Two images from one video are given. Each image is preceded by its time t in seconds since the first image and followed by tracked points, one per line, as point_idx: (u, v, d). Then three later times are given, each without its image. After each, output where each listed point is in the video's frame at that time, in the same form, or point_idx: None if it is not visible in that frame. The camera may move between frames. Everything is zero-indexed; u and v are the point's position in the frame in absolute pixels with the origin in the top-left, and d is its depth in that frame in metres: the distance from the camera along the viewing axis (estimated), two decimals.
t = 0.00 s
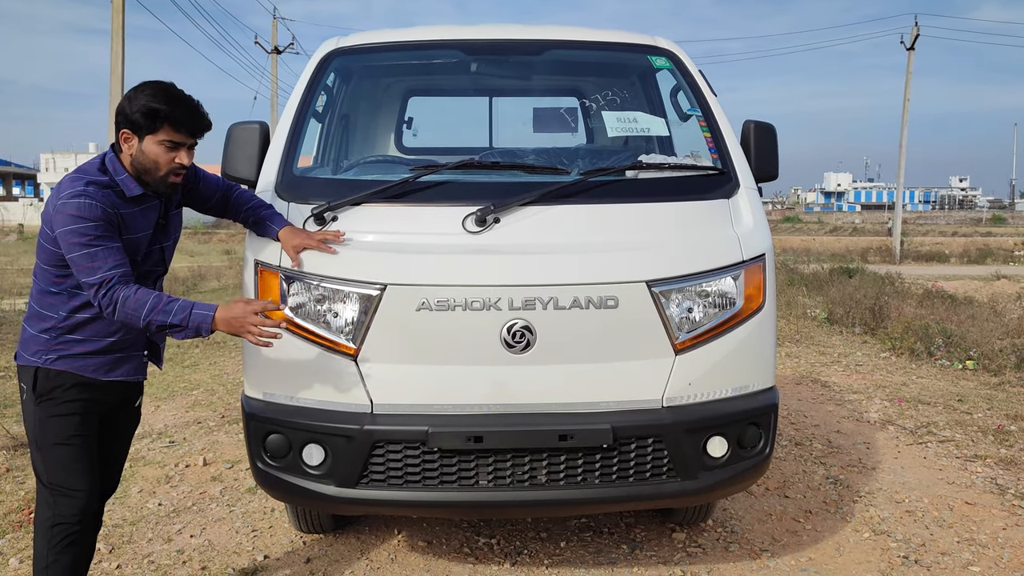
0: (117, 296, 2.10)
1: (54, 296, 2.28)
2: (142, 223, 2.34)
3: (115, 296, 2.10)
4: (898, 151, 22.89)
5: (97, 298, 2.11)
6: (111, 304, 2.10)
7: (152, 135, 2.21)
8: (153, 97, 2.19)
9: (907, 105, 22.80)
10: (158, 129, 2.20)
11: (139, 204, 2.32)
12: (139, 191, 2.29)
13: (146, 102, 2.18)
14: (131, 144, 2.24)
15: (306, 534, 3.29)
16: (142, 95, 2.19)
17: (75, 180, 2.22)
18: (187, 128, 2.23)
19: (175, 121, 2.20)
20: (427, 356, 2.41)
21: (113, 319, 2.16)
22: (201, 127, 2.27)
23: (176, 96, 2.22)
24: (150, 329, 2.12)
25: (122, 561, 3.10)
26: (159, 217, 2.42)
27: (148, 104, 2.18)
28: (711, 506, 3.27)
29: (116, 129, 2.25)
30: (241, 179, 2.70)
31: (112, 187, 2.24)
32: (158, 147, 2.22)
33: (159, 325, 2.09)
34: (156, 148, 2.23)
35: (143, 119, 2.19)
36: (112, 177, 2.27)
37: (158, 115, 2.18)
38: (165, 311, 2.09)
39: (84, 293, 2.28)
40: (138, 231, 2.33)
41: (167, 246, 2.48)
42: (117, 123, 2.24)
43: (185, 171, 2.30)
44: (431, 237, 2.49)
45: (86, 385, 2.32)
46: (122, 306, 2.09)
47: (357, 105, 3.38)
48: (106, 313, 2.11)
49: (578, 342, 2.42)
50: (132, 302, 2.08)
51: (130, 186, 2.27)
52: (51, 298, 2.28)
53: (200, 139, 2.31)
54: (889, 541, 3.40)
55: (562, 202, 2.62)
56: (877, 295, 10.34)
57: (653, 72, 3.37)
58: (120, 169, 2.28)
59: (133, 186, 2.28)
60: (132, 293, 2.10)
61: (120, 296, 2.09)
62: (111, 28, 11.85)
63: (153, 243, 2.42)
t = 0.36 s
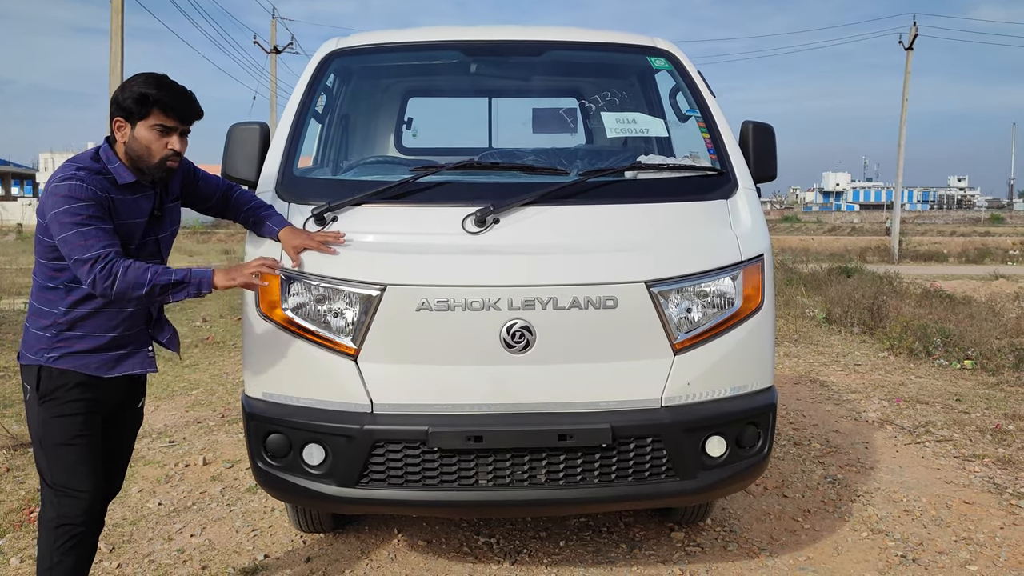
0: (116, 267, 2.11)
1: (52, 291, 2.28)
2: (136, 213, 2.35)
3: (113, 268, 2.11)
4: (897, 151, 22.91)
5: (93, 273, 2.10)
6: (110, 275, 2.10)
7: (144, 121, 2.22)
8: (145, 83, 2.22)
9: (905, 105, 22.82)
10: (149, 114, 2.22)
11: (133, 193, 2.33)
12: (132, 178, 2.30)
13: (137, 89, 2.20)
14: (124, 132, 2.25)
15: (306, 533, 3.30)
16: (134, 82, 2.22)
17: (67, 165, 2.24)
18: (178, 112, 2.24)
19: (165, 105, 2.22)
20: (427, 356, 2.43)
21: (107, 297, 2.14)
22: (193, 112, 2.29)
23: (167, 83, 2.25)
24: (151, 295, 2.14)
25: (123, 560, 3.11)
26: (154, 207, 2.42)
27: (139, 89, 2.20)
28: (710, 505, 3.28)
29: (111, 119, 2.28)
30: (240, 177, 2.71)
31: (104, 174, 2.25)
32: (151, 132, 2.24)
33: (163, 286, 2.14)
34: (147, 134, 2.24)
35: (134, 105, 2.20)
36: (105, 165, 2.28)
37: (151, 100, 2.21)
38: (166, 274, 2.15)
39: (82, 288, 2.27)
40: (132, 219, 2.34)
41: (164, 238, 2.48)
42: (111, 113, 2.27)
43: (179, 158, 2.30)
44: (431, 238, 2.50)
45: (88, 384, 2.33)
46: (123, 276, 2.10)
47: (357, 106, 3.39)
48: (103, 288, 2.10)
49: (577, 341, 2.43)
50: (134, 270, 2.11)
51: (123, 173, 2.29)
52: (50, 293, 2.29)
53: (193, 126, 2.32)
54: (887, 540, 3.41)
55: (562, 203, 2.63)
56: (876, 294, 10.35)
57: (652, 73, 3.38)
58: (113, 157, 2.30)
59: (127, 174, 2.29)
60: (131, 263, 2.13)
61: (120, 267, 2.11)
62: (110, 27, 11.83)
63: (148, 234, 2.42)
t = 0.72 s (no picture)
0: (123, 248, 2.13)
1: (54, 287, 2.29)
2: (136, 210, 2.35)
3: (120, 248, 2.13)
4: (895, 151, 22.93)
5: (99, 254, 2.11)
6: (116, 254, 2.12)
7: (147, 117, 2.23)
8: (150, 80, 2.23)
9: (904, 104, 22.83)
10: (152, 110, 2.22)
11: (133, 189, 2.33)
12: (132, 176, 2.31)
13: (141, 85, 2.22)
14: (127, 128, 2.26)
15: (305, 532, 3.31)
16: (139, 79, 2.24)
17: (69, 158, 2.25)
18: (182, 109, 2.25)
19: (169, 101, 2.23)
20: (425, 356, 2.43)
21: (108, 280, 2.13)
22: (196, 111, 2.30)
23: (172, 81, 2.27)
24: (156, 278, 2.16)
25: (122, 560, 3.11)
26: (155, 204, 2.42)
27: (144, 86, 2.21)
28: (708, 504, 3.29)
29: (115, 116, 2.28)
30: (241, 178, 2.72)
31: (105, 169, 2.26)
32: (154, 128, 2.24)
33: (170, 269, 2.17)
34: (150, 130, 2.24)
35: (138, 100, 2.21)
36: (106, 160, 2.29)
37: (155, 97, 2.22)
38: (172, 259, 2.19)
39: (84, 285, 2.28)
40: (130, 215, 2.34)
41: (164, 236, 2.48)
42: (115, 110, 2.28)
43: (180, 155, 2.30)
44: (430, 238, 2.51)
45: (90, 383, 2.33)
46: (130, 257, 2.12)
47: (356, 105, 3.39)
48: (108, 269, 2.11)
49: (576, 340, 2.44)
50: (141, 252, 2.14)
51: (123, 170, 2.29)
52: (51, 290, 2.29)
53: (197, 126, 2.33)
54: (885, 539, 3.43)
55: (560, 203, 2.64)
56: (874, 294, 10.36)
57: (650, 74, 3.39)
58: (115, 154, 2.31)
59: (127, 171, 2.30)
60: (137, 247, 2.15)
61: (128, 247, 2.14)
62: (109, 26, 11.82)
63: (150, 231, 2.42)
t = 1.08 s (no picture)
0: (69, 227, 2.08)
1: (59, 286, 2.28)
2: (134, 208, 2.34)
3: (66, 228, 2.08)
4: (893, 151, 22.96)
5: (50, 234, 2.09)
6: (61, 233, 2.08)
7: (145, 115, 2.24)
8: (146, 78, 2.24)
9: (901, 104, 22.86)
10: (149, 108, 2.23)
11: (131, 188, 2.33)
12: (129, 174, 2.31)
13: (138, 83, 2.22)
14: (126, 127, 2.26)
15: (304, 532, 3.31)
16: (136, 77, 2.24)
17: (64, 156, 2.28)
18: (180, 106, 2.26)
19: (165, 98, 2.23)
20: (424, 356, 2.44)
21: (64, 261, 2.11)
22: (194, 108, 2.30)
23: (168, 78, 2.27)
24: (95, 255, 2.06)
25: (121, 559, 3.11)
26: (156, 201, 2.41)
27: (141, 84, 2.22)
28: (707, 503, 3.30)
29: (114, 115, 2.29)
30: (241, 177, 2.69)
31: (99, 168, 2.27)
32: (152, 126, 2.25)
33: (108, 245, 2.06)
34: (148, 128, 2.25)
35: (136, 99, 2.22)
36: (103, 160, 2.29)
37: (152, 95, 2.22)
38: (118, 238, 2.07)
39: (87, 284, 2.28)
40: (127, 212, 2.33)
41: (167, 233, 2.47)
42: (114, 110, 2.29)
43: (179, 153, 2.30)
44: (429, 237, 2.51)
45: (95, 383, 2.34)
46: (73, 237, 2.07)
47: (355, 106, 3.40)
48: (56, 249, 2.08)
49: (575, 340, 2.44)
50: (86, 232, 2.07)
51: (119, 169, 2.29)
52: (55, 289, 2.28)
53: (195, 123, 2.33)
54: (883, 538, 3.44)
55: (560, 203, 2.64)
56: (873, 294, 10.38)
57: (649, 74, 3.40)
58: (112, 153, 2.31)
59: (123, 170, 2.30)
60: (86, 227, 2.08)
61: (72, 227, 2.08)
62: (107, 25, 11.80)
63: (152, 228, 2.41)
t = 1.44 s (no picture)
0: (59, 243, 2.09)
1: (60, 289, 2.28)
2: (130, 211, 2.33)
3: (56, 245, 2.08)
4: (891, 151, 22.98)
5: (42, 251, 2.10)
6: (52, 250, 2.08)
7: (155, 136, 2.21)
8: (159, 97, 2.19)
9: (899, 104, 22.87)
10: (162, 131, 2.21)
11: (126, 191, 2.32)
12: (124, 179, 2.30)
13: (152, 103, 2.17)
14: (132, 142, 2.23)
15: (302, 532, 3.31)
16: (149, 95, 2.18)
17: (57, 162, 2.27)
18: (193, 130, 2.25)
19: (180, 123, 2.21)
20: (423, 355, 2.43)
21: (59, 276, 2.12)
22: (204, 129, 2.29)
23: (182, 98, 2.23)
24: (85, 270, 2.06)
25: (119, 560, 3.11)
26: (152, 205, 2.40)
27: (155, 105, 2.17)
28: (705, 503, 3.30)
29: (115, 123, 2.23)
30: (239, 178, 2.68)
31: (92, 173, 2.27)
32: (161, 147, 2.23)
33: (96, 260, 2.05)
34: (157, 149, 2.23)
35: (148, 120, 2.18)
36: (96, 165, 2.29)
37: (166, 118, 2.19)
38: (106, 250, 2.07)
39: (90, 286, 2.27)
40: (122, 215, 2.32)
41: (164, 234, 2.47)
42: (116, 118, 2.22)
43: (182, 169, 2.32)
44: (427, 237, 2.51)
45: (99, 385, 2.33)
46: (63, 253, 2.07)
47: (353, 106, 3.40)
48: (49, 266, 2.09)
49: (574, 339, 2.44)
50: (74, 247, 2.07)
51: (113, 174, 2.28)
52: (57, 293, 2.28)
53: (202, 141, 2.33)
54: (881, 538, 3.44)
55: (558, 203, 2.64)
56: (870, 294, 10.39)
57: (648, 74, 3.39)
58: (105, 158, 2.30)
59: (117, 174, 2.29)
60: (74, 242, 2.08)
61: (61, 243, 2.08)
62: (105, 25, 11.80)
63: (149, 231, 2.41)
